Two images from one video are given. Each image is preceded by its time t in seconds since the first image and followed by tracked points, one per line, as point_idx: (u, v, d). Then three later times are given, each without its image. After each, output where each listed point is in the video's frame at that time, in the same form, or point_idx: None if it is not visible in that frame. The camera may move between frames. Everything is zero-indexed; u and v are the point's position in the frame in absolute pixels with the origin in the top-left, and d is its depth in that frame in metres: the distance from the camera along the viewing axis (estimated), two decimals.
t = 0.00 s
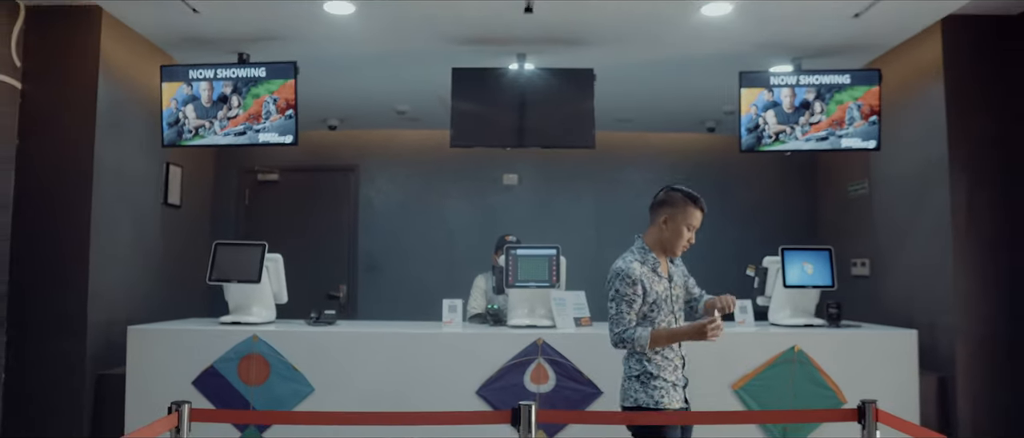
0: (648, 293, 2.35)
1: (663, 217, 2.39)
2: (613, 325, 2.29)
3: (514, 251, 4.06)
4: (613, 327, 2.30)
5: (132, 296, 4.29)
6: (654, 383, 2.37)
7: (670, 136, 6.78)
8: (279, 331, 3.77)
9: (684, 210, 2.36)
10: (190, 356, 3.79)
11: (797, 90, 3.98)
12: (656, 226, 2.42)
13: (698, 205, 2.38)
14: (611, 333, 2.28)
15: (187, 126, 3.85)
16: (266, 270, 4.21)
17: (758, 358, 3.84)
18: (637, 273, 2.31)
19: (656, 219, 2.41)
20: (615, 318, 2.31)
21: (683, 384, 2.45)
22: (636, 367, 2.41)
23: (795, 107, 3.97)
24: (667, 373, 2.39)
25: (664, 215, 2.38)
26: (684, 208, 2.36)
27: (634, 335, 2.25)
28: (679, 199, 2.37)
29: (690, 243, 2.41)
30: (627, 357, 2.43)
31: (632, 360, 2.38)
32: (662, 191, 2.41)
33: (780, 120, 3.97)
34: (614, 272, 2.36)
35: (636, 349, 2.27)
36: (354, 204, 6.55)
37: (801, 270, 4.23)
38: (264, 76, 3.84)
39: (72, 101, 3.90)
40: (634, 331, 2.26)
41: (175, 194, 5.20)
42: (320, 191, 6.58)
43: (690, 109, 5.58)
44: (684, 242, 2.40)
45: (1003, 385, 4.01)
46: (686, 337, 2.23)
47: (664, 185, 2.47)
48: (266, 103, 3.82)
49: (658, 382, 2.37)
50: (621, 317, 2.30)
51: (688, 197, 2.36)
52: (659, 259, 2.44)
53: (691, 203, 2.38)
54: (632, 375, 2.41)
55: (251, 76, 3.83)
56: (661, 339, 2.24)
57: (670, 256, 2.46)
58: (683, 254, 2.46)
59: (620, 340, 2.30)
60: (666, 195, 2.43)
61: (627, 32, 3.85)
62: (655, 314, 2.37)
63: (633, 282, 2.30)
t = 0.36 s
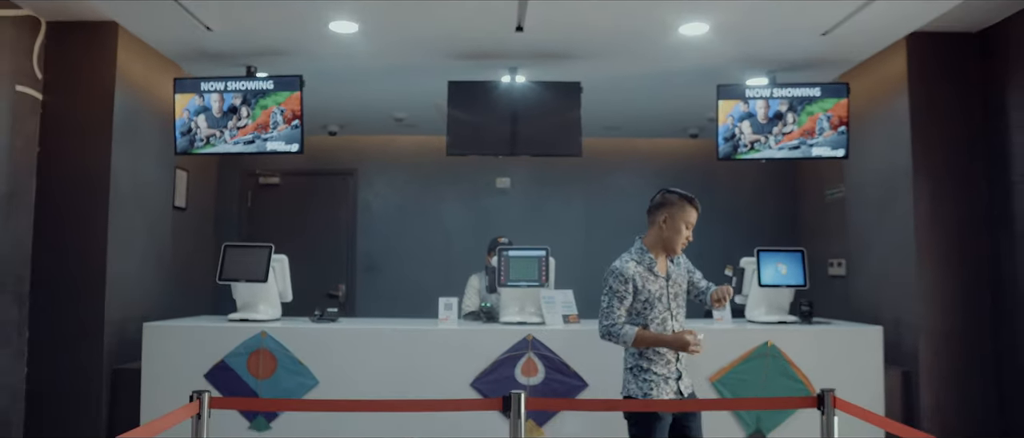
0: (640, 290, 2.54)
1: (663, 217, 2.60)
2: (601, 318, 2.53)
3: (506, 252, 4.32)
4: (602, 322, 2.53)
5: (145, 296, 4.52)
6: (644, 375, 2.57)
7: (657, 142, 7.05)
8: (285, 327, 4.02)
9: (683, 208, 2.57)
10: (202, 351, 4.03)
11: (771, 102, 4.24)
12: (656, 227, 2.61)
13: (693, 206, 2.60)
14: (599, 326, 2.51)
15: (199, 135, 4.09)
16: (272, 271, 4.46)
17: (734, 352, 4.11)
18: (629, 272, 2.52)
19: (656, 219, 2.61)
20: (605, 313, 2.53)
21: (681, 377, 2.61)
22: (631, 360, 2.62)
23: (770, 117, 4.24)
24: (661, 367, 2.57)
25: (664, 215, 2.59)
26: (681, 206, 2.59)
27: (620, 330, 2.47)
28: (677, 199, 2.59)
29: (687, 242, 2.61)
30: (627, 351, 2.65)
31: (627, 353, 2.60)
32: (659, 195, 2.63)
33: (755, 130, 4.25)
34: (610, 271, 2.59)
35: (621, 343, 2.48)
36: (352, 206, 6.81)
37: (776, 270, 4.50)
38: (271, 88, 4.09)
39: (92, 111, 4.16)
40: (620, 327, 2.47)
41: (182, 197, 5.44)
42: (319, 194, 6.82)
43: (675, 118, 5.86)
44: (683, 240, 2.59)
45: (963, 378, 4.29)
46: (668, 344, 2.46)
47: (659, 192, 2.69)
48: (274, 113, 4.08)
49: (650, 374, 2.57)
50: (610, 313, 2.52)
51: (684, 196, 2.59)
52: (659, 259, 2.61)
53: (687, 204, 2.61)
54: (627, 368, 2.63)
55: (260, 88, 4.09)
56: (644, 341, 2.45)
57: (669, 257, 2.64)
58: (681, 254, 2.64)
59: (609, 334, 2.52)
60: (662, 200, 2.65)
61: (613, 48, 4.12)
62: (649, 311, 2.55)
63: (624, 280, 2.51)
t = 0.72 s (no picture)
0: (648, 290, 2.75)
1: (670, 223, 2.80)
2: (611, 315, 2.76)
3: (501, 253, 4.59)
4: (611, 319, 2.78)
5: (159, 294, 4.77)
6: (653, 367, 2.77)
7: (648, 146, 7.30)
8: (293, 323, 4.27)
9: (687, 215, 2.75)
10: (215, 346, 4.28)
11: (750, 112, 4.51)
12: (665, 232, 2.82)
13: (700, 212, 2.78)
14: (608, 322, 2.75)
15: (211, 142, 4.38)
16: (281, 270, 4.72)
17: (715, 347, 4.38)
18: (636, 273, 2.74)
19: (665, 225, 2.82)
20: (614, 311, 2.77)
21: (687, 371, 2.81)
22: (642, 354, 2.83)
23: (750, 127, 4.51)
24: (669, 360, 2.77)
25: (670, 221, 2.79)
26: (687, 213, 2.77)
27: (626, 326, 2.70)
28: (682, 207, 2.77)
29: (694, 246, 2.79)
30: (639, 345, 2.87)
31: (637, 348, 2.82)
32: (668, 203, 2.83)
33: (735, 138, 4.51)
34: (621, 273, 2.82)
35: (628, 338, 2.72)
36: (353, 208, 7.06)
37: (755, 270, 4.76)
38: (280, 99, 4.38)
39: (110, 119, 4.41)
40: (626, 323, 2.70)
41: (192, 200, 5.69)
42: (322, 197, 7.07)
43: (663, 124, 6.12)
44: (689, 244, 2.78)
45: (932, 374, 4.56)
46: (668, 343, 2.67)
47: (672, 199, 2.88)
48: (282, 123, 4.37)
49: (658, 366, 2.77)
50: (619, 310, 2.75)
51: (689, 204, 2.77)
52: (668, 262, 2.81)
53: (693, 211, 2.78)
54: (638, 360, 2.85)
55: (269, 99, 4.38)
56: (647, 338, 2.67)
57: (679, 260, 2.83)
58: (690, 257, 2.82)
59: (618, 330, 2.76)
60: (672, 207, 2.84)
61: (601, 62, 4.39)
62: (657, 309, 2.76)
63: (631, 280, 2.73)
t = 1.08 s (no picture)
0: (670, 287, 3.08)
1: (686, 226, 3.14)
2: (637, 310, 3.08)
3: (497, 255, 4.85)
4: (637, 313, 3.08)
5: (171, 293, 5.01)
6: (672, 358, 3.10)
7: (639, 151, 7.56)
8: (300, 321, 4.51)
9: (701, 218, 3.10)
10: (226, 342, 4.52)
11: (733, 121, 4.77)
12: (682, 233, 3.16)
13: (714, 216, 3.13)
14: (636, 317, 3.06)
15: (222, 150, 4.62)
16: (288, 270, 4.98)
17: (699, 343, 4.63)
18: (661, 271, 3.06)
19: (681, 227, 3.16)
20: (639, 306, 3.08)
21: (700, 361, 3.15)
22: (660, 346, 3.15)
23: (732, 135, 4.77)
24: (687, 351, 3.10)
25: (686, 224, 3.13)
26: (702, 216, 3.11)
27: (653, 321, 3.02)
28: (697, 210, 3.12)
29: (708, 246, 3.14)
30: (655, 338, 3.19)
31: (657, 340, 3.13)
32: (683, 207, 3.18)
33: (718, 146, 4.77)
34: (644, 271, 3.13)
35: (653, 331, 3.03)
36: (353, 211, 7.31)
37: (738, 270, 5.01)
38: (289, 109, 4.64)
39: (126, 127, 4.65)
40: (653, 318, 3.02)
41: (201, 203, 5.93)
42: (323, 199, 7.31)
43: (653, 131, 6.39)
44: (703, 244, 3.13)
45: (905, 369, 4.81)
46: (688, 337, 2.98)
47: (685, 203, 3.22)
48: (290, 132, 4.62)
49: (677, 357, 3.09)
50: (644, 306, 3.06)
51: (703, 208, 3.11)
52: (686, 260, 3.16)
53: (706, 214, 3.13)
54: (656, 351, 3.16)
55: (278, 109, 4.63)
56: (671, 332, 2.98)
57: (694, 259, 3.18)
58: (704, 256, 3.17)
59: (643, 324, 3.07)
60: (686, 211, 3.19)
61: (591, 74, 4.64)
62: (677, 304, 3.10)
63: (657, 278, 3.05)
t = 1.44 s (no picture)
0: (696, 286, 3.26)
1: (704, 229, 3.34)
2: (662, 302, 3.22)
3: (496, 255, 5.09)
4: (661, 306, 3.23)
5: (184, 291, 5.24)
6: (690, 352, 3.27)
7: (632, 154, 7.80)
8: (308, 317, 4.75)
9: (720, 221, 3.31)
10: (238, 337, 4.75)
11: (720, 128, 5.02)
12: (701, 236, 3.36)
13: (730, 218, 3.36)
14: (660, 308, 3.21)
15: (234, 154, 4.84)
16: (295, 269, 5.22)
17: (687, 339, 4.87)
18: (693, 268, 3.23)
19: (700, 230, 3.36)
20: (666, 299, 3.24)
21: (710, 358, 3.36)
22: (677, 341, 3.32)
23: (720, 141, 5.02)
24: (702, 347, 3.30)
25: (704, 228, 3.33)
26: (718, 221, 3.31)
27: (676, 315, 3.18)
28: (716, 213, 3.33)
29: (727, 246, 3.37)
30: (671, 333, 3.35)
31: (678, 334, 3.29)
32: (699, 211, 3.37)
33: (706, 152, 5.02)
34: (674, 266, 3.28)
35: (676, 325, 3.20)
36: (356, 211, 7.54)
37: (725, 270, 5.26)
38: (297, 116, 4.86)
39: (142, 134, 4.88)
40: (678, 313, 3.19)
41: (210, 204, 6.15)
42: (326, 201, 7.53)
43: (644, 136, 6.63)
44: (723, 245, 3.35)
45: (885, 364, 5.07)
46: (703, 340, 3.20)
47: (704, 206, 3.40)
48: (298, 138, 4.85)
49: (695, 351, 3.27)
50: (671, 300, 3.22)
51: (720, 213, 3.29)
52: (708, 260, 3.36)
53: (722, 216, 3.34)
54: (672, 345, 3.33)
55: (288, 116, 4.86)
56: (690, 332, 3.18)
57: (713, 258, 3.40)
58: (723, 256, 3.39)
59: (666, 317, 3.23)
60: (702, 214, 3.39)
61: (585, 84, 4.88)
62: (699, 303, 3.28)
63: (689, 275, 3.22)
